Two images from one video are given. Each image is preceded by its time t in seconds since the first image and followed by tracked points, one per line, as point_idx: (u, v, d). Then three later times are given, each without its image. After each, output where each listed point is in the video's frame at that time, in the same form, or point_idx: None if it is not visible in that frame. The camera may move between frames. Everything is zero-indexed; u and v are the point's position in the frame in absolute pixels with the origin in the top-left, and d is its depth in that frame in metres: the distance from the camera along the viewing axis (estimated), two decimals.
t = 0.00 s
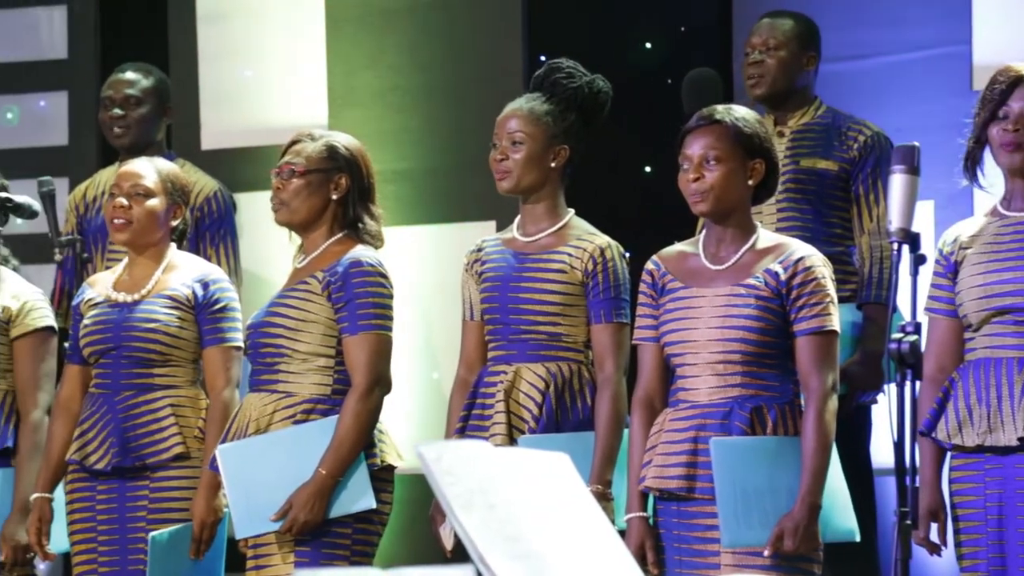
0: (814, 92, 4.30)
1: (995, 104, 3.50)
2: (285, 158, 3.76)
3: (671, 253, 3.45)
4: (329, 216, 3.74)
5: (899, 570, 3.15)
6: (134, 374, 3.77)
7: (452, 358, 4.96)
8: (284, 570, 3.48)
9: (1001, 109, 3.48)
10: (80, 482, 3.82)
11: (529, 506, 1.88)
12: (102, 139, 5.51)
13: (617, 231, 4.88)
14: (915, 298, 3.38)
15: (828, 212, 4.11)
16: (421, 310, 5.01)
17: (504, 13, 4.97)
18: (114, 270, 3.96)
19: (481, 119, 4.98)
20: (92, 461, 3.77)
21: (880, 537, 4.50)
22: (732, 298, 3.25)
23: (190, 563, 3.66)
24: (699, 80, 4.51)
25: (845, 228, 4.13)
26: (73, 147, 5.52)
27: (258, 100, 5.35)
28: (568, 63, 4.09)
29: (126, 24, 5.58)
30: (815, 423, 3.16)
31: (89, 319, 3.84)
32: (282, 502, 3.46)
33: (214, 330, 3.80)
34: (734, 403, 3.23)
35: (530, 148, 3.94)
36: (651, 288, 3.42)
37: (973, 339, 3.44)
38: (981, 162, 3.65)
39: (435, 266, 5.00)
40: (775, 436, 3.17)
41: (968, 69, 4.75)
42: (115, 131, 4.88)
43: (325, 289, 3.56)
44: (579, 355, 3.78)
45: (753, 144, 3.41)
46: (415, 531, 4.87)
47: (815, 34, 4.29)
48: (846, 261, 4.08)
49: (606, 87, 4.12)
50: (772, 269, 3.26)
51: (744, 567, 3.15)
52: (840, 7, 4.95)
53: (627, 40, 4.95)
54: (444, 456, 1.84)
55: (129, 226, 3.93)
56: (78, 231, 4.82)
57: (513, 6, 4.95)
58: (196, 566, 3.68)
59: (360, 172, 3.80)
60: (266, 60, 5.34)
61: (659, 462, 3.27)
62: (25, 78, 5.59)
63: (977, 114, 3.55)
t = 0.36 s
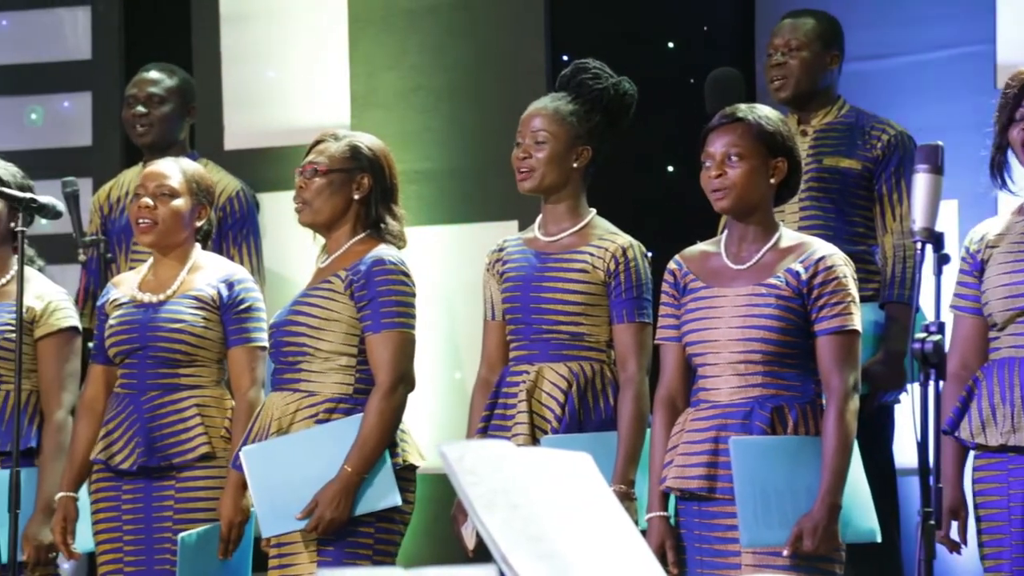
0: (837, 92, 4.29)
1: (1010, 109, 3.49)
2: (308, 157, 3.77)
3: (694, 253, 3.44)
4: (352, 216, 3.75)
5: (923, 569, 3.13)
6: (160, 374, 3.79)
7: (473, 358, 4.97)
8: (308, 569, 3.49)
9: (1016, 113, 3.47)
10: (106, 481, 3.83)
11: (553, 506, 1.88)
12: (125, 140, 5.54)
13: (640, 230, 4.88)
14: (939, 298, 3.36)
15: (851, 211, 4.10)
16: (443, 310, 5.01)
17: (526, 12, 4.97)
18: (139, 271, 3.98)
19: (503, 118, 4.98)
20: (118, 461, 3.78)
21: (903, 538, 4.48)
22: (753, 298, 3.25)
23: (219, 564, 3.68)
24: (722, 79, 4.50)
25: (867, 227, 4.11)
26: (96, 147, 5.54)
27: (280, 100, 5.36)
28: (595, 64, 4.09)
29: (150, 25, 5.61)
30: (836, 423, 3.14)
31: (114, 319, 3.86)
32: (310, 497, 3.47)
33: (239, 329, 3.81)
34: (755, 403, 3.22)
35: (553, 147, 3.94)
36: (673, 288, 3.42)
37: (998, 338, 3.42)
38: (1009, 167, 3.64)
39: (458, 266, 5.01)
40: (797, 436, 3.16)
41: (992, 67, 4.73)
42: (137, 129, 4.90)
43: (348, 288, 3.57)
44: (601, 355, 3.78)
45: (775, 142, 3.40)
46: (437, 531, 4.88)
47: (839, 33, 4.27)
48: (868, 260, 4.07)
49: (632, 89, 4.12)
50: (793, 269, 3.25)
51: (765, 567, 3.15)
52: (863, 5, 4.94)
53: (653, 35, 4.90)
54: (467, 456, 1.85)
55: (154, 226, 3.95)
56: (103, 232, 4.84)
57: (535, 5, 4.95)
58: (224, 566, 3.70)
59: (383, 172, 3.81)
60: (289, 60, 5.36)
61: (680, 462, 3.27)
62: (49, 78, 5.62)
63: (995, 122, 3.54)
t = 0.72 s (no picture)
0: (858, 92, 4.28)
1: None
2: (328, 157, 3.78)
3: (716, 253, 3.44)
4: (372, 216, 3.75)
5: (944, 569, 3.13)
6: (183, 374, 3.81)
7: (493, 358, 4.97)
8: (329, 569, 3.49)
9: None
10: (129, 480, 3.85)
11: (574, 505, 1.88)
12: (146, 139, 5.56)
13: (660, 230, 4.87)
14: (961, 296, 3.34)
15: (872, 211, 4.09)
16: (462, 309, 5.02)
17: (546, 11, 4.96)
18: (161, 271, 4.00)
19: (523, 117, 4.98)
20: (141, 460, 3.79)
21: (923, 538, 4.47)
22: (774, 298, 3.24)
23: (243, 564, 3.69)
24: (743, 78, 4.49)
25: (888, 227, 4.10)
26: (118, 148, 5.57)
27: (301, 100, 5.38)
28: (614, 63, 4.09)
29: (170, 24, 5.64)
30: (855, 422, 3.13)
31: (137, 319, 3.87)
32: (329, 502, 3.48)
33: (263, 329, 3.84)
34: (775, 403, 3.22)
35: (572, 147, 3.94)
36: (695, 288, 3.42)
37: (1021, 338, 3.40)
38: None
39: (480, 266, 5.01)
40: (817, 436, 3.16)
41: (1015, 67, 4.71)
42: (157, 126, 4.91)
43: (368, 289, 3.58)
44: (621, 354, 3.78)
45: (795, 141, 3.40)
46: (457, 530, 4.89)
47: (860, 32, 4.26)
48: (889, 260, 4.06)
49: (651, 87, 4.11)
50: (814, 269, 3.24)
51: (783, 567, 3.15)
52: (885, 5, 4.93)
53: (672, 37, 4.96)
54: (488, 456, 1.82)
55: (175, 226, 3.97)
56: (124, 231, 4.86)
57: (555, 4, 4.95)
58: (248, 566, 3.71)
59: (403, 172, 3.81)
60: (310, 60, 5.38)
61: (700, 462, 3.28)
62: (71, 79, 5.65)
63: None
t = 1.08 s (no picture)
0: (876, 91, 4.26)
1: None
2: (348, 156, 3.78)
3: (735, 252, 3.43)
4: (392, 215, 3.76)
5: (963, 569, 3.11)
6: (202, 374, 3.81)
7: (510, 358, 4.97)
8: (347, 569, 3.50)
9: None
10: (148, 479, 3.86)
11: (591, 506, 1.87)
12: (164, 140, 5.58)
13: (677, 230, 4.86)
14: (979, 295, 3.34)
15: (891, 210, 4.07)
16: (479, 309, 5.02)
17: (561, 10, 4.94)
18: (181, 271, 4.01)
19: (540, 118, 4.98)
20: (160, 460, 3.80)
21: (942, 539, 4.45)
22: (793, 297, 3.23)
23: (261, 565, 3.69)
24: (762, 77, 4.48)
25: (907, 226, 4.09)
26: (136, 148, 5.59)
27: (319, 100, 5.39)
28: (634, 62, 4.08)
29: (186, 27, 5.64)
30: (874, 422, 3.12)
31: (157, 319, 3.88)
32: (340, 498, 3.48)
33: (281, 330, 3.84)
34: (794, 403, 3.21)
35: (591, 147, 3.93)
36: (714, 287, 3.41)
37: None
38: None
39: (498, 266, 5.01)
40: (836, 434, 3.15)
41: None
42: (172, 131, 4.93)
43: (385, 289, 3.58)
44: (639, 354, 3.77)
45: (815, 141, 3.38)
46: (475, 530, 4.89)
47: (879, 32, 4.25)
48: (908, 260, 4.04)
49: (671, 86, 4.10)
50: (833, 268, 3.23)
51: (802, 567, 3.14)
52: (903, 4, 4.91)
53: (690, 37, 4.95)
54: (505, 456, 1.85)
55: (194, 227, 3.98)
56: (140, 232, 4.87)
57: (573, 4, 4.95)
58: (267, 566, 3.71)
59: (423, 171, 3.82)
60: (328, 60, 5.39)
61: (718, 462, 3.27)
62: (89, 79, 5.67)
63: None
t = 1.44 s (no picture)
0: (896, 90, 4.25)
1: None
2: (367, 157, 3.78)
3: (754, 252, 3.43)
4: (410, 215, 3.76)
5: (983, 570, 3.10)
6: (222, 374, 3.82)
7: (527, 358, 4.97)
8: (361, 568, 3.50)
9: None
10: (168, 478, 3.86)
11: (610, 506, 1.87)
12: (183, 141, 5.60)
13: (694, 230, 4.85)
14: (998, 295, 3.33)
15: (910, 210, 4.06)
16: (496, 310, 5.02)
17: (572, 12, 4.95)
18: (202, 272, 4.02)
19: (557, 118, 4.98)
20: (180, 459, 3.81)
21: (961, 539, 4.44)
22: (814, 297, 3.23)
23: (280, 565, 3.70)
24: (780, 77, 4.46)
25: (926, 227, 4.07)
26: (154, 149, 5.61)
27: (337, 101, 5.40)
28: (653, 61, 4.07)
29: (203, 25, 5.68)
30: (896, 423, 3.11)
31: (177, 319, 3.89)
32: (359, 498, 3.48)
33: (299, 330, 3.85)
34: (815, 403, 3.20)
35: (609, 147, 3.93)
36: (734, 287, 3.41)
37: None
38: None
39: (515, 266, 5.01)
40: (856, 435, 3.14)
41: None
42: (188, 132, 4.93)
43: (404, 289, 3.59)
44: (655, 354, 3.77)
45: (835, 140, 3.38)
46: (492, 530, 4.89)
47: (897, 31, 4.23)
48: (927, 260, 4.03)
49: (689, 86, 4.09)
50: (854, 268, 3.22)
51: (823, 567, 3.13)
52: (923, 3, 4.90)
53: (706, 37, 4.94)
54: (524, 457, 1.81)
55: (214, 228, 3.98)
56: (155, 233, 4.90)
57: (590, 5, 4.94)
58: (286, 566, 3.72)
59: (442, 172, 3.82)
60: (346, 61, 5.40)
61: (738, 463, 3.27)
62: (107, 80, 5.68)
63: None
